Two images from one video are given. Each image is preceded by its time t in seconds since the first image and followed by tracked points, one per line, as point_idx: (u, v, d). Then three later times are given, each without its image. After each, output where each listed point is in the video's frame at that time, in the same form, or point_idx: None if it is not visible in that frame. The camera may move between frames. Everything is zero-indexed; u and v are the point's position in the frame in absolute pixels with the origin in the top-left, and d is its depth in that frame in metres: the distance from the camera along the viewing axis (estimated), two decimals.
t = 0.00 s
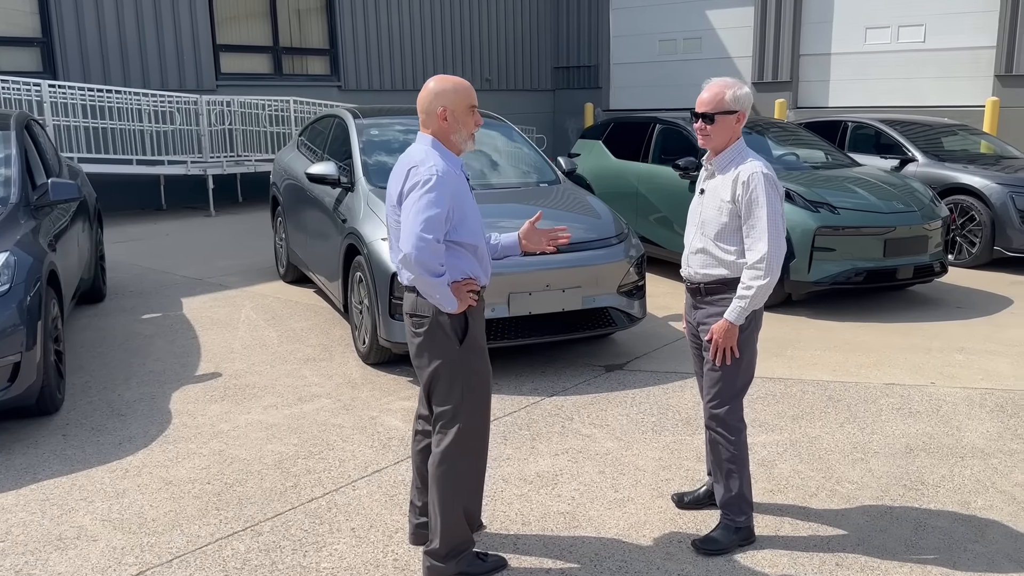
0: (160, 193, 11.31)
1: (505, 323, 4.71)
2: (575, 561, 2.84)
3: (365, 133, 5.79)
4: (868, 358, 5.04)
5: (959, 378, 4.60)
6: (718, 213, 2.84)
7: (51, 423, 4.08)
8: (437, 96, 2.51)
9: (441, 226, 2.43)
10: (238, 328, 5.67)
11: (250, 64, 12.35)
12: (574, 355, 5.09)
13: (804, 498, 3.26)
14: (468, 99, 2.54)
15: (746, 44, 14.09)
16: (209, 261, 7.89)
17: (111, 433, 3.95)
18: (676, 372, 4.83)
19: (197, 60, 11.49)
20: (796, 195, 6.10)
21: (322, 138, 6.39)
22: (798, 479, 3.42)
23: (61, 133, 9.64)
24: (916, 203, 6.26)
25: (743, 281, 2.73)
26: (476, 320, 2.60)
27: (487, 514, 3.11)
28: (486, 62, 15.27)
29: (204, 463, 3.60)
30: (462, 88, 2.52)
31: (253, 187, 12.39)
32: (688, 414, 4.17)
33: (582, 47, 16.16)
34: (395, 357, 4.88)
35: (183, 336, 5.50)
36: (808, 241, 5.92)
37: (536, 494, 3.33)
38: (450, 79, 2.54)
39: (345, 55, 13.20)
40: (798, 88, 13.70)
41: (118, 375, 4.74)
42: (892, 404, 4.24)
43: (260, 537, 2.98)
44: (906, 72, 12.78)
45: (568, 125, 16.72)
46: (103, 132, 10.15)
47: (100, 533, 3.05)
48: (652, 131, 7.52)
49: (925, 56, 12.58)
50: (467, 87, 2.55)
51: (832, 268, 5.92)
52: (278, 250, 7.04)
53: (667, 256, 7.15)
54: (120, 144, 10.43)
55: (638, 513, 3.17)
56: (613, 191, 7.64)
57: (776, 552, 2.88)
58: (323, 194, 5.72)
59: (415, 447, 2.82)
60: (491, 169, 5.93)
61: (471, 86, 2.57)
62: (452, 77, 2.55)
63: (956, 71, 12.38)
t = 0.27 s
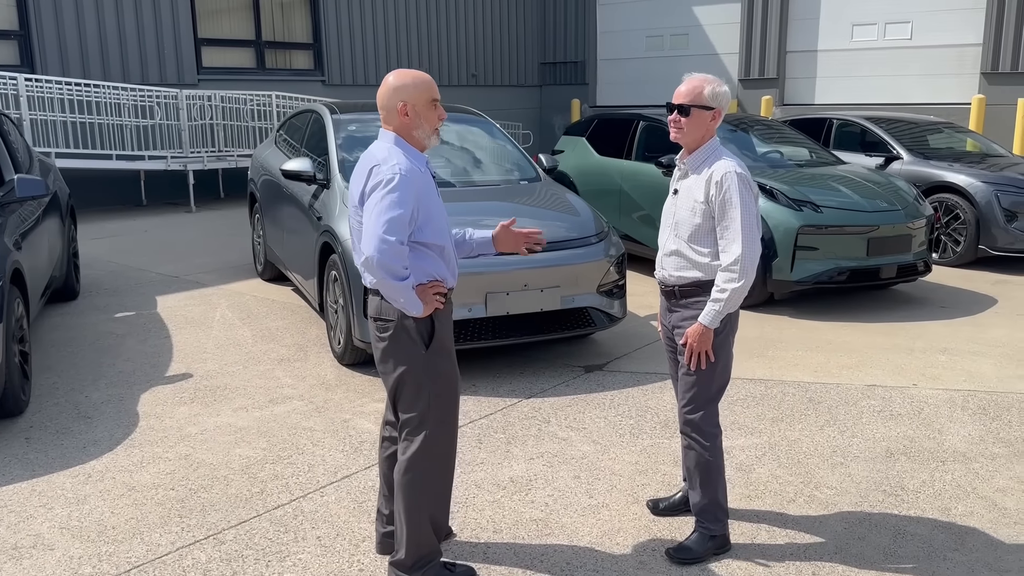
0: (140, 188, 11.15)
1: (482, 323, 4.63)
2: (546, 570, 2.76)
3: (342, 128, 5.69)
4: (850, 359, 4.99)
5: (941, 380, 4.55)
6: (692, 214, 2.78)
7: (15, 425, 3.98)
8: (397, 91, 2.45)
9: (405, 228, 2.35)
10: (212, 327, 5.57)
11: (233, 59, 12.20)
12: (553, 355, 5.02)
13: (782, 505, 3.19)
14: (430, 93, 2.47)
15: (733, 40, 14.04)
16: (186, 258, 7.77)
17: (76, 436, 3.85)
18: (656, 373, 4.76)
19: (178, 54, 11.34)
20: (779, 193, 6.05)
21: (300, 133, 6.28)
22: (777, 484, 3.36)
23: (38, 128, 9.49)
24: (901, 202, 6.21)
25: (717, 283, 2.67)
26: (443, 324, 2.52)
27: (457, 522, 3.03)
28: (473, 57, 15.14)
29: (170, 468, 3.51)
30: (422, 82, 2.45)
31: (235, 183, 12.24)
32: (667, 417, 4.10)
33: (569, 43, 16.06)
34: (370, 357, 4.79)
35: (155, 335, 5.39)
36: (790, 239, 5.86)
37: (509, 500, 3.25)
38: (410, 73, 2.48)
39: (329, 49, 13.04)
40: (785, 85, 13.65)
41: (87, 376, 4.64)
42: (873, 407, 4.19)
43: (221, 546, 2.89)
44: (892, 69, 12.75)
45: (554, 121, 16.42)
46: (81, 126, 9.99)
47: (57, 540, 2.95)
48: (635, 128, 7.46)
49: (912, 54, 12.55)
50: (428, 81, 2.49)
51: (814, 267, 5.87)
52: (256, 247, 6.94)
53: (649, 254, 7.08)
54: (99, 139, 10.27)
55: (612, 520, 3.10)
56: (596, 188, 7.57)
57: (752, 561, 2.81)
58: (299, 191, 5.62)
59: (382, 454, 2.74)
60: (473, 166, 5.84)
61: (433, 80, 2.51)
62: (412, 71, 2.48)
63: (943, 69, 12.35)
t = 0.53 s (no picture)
0: (124, 183, 11.04)
1: (463, 323, 4.55)
2: None
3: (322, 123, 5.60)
4: (835, 359, 4.94)
5: (927, 381, 4.51)
6: (671, 214, 2.72)
7: None
8: (382, 88, 2.38)
9: (375, 228, 2.29)
10: (190, 326, 5.50)
11: (219, 52, 12.08)
12: (535, 355, 4.95)
13: (763, 510, 3.13)
14: (407, 97, 2.44)
15: (723, 37, 13.98)
16: (167, 255, 7.68)
17: (45, 438, 3.77)
18: (640, 373, 4.70)
19: (162, 48, 11.20)
20: (765, 191, 5.99)
21: (281, 128, 6.17)
22: (758, 488, 3.30)
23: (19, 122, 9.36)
24: (888, 200, 6.17)
25: (695, 286, 2.61)
26: (414, 327, 2.46)
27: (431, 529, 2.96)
28: (462, 52, 15.03)
29: (139, 473, 3.44)
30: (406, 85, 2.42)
31: (220, 178, 12.14)
32: (649, 418, 4.04)
33: (558, 38, 15.98)
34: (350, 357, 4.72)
35: (132, 334, 5.31)
36: (777, 237, 5.81)
37: (485, 505, 3.18)
38: (389, 73, 2.42)
39: (316, 43, 12.92)
40: (774, 82, 13.61)
41: (60, 376, 4.55)
42: (857, 408, 4.14)
43: (187, 554, 2.82)
44: (882, 66, 12.72)
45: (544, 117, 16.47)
46: (62, 121, 9.86)
47: (18, 548, 2.87)
48: (622, 125, 7.39)
49: (901, 51, 12.51)
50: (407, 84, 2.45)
51: (801, 266, 5.82)
52: (237, 244, 6.85)
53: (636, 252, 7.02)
54: (81, 133, 10.15)
55: (590, 526, 3.03)
56: (583, 185, 7.50)
57: (732, 569, 2.75)
58: (279, 187, 5.53)
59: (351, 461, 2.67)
60: (458, 162, 5.75)
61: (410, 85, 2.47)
62: (389, 70, 2.43)
63: (933, 66, 12.32)
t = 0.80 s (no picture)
0: (109, 178, 10.92)
1: (449, 321, 4.49)
2: None
3: (305, 117, 5.52)
4: (823, 357, 4.91)
5: (915, 379, 4.48)
6: (654, 212, 2.66)
7: None
8: (339, 78, 2.39)
9: (337, 227, 2.27)
10: (172, 324, 5.43)
11: (205, 47, 11.95)
12: (521, 353, 4.90)
13: (749, 511, 3.09)
14: (373, 84, 2.41)
15: (713, 33, 13.95)
16: (151, 251, 7.60)
17: (19, 439, 3.70)
18: (627, 371, 4.66)
19: (148, 41, 11.08)
20: (754, 188, 5.95)
21: (266, 124, 6.10)
22: (745, 489, 3.26)
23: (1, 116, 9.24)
24: (877, 197, 6.14)
25: (680, 285, 2.56)
26: (384, 327, 2.45)
27: (411, 532, 2.91)
28: (452, 47, 14.93)
29: (115, 474, 3.39)
30: (365, 71, 2.40)
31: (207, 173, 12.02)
32: (635, 417, 3.99)
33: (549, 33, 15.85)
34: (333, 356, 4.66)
35: (113, 332, 5.24)
36: (765, 234, 5.78)
37: (467, 507, 3.13)
38: (355, 62, 2.42)
39: (304, 37, 12.78)
40: (764, 79, 13.59)
41: (38, 375, 4.48)
42: (844, 407, 4.10)
43: (162, 558, 2.77)
44: (872, 63, 12.70)
45: (535, 113, 16.35)
46: (46, 115, 9.73)
47: None
48: (611, 121, 7.34)
49: (892, 47, 12.50)
50: (374, 70, 2.43)
51: (789, 263, 5.78)
52: (221, 240, 6.78)
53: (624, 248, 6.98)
54: (64, 128, 10.02)
55: (574, 528, 2.98)
56: (571, 181, 7.45)
57: (717, 571, 2.71)
58: (262, 182, 5.46)
59: (328, 463, 2.66)
60: (446, 159, 5.69)
61: (380, 70, 2.44)
62: (358, 60, 2.42)
63: (923, 63, 12.30)
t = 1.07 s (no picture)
0: (96, 174, 10.81)
1: (439, 319, 4.43)
2: None
3: (294, 113, 5.44)
4: (816, 355, 4.87)
5: (910, 377, 4.45)
6: (648, 209, 2.61)
7: None
8: (328, 71, 2.32)
9: (316, 224, 2.20)
10: (158, 323, 5.36)
11: (193, 42, 11.84)
12: (513, 352, 4.85)
13: (744, 512, 3.05)
14: (363, 76, 2.36)
15: (704, 29, 13.92)
16: (138, 248, 7.51)
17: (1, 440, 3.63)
18: (619, 370, 4.61)
19: (135, 36, 10.97)
20: (747, 185, 5.91)
21: (253, 119, 6.02)
22: (740, 490, 3.22)
23: None
24: (870, 194, 6.11)
25: (675, 283, 2.51)
26: (370, 327, 2.39)
27: (401, 536, 2.85)
28: (442, 43, 14.83)
29: (99, 476, 3.32)
30: (356, 62, 2.35)
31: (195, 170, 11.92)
32: (628, 417, 3.95)
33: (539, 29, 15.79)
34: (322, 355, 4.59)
35: (98, 331, 5.16)
36: (758, 232, 5.74)
37: (459, 509, 3.07)
38: (343, 54, 2.36)
39: (293, 32, 12.67)
40: (755, 75, 13.57)
41: (21, 375, 4.41)
42: (839, 405, 4.07)
43: (146, 563, 2.71)
44: (863, 60, 12.69)
45: (525, 108, 16.23)
46: (31, 111, 9.62)
47: None
48: (602, 117, 7.29)
49: (882, 44, 12.51)
50: (361, 62, 2.38)
51: (782, 260, 5.75)
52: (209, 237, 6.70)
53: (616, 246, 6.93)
54: (50, 124, 9.91)
55: (567, 531, 2.93)
56: (562, 178, 7.40)
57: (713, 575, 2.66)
58: (250, 179, 5.38)
59: (315, 466, 2.60)
60: (436, 155, 5.62)
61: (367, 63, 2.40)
62: (343, 52, 2.37)
63: (913, 60, 12.31)
